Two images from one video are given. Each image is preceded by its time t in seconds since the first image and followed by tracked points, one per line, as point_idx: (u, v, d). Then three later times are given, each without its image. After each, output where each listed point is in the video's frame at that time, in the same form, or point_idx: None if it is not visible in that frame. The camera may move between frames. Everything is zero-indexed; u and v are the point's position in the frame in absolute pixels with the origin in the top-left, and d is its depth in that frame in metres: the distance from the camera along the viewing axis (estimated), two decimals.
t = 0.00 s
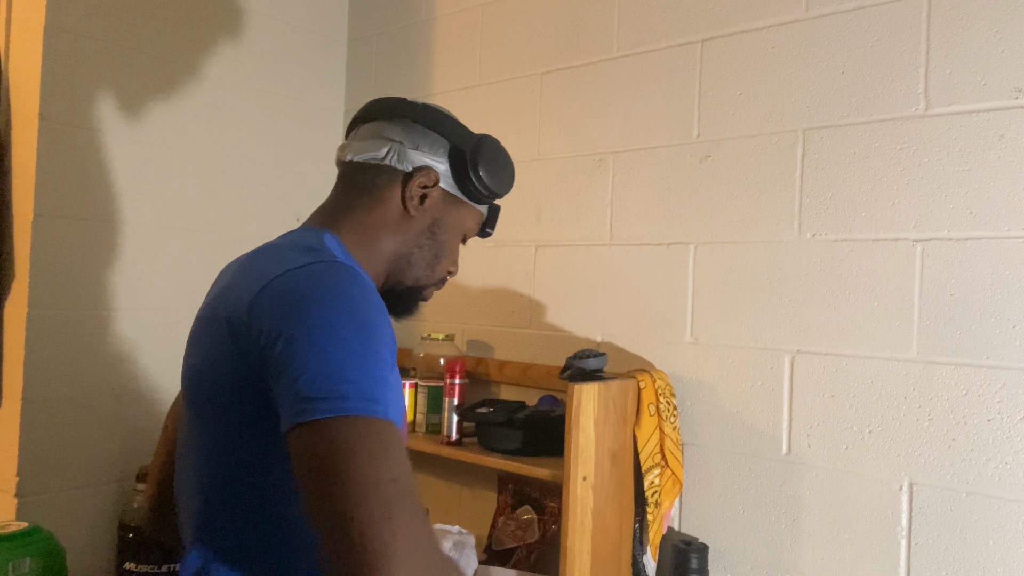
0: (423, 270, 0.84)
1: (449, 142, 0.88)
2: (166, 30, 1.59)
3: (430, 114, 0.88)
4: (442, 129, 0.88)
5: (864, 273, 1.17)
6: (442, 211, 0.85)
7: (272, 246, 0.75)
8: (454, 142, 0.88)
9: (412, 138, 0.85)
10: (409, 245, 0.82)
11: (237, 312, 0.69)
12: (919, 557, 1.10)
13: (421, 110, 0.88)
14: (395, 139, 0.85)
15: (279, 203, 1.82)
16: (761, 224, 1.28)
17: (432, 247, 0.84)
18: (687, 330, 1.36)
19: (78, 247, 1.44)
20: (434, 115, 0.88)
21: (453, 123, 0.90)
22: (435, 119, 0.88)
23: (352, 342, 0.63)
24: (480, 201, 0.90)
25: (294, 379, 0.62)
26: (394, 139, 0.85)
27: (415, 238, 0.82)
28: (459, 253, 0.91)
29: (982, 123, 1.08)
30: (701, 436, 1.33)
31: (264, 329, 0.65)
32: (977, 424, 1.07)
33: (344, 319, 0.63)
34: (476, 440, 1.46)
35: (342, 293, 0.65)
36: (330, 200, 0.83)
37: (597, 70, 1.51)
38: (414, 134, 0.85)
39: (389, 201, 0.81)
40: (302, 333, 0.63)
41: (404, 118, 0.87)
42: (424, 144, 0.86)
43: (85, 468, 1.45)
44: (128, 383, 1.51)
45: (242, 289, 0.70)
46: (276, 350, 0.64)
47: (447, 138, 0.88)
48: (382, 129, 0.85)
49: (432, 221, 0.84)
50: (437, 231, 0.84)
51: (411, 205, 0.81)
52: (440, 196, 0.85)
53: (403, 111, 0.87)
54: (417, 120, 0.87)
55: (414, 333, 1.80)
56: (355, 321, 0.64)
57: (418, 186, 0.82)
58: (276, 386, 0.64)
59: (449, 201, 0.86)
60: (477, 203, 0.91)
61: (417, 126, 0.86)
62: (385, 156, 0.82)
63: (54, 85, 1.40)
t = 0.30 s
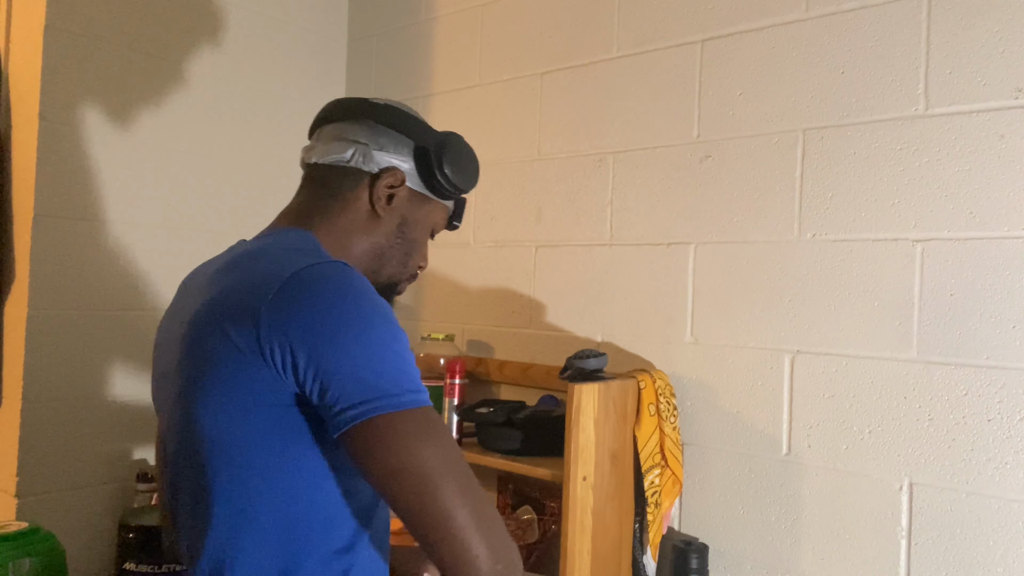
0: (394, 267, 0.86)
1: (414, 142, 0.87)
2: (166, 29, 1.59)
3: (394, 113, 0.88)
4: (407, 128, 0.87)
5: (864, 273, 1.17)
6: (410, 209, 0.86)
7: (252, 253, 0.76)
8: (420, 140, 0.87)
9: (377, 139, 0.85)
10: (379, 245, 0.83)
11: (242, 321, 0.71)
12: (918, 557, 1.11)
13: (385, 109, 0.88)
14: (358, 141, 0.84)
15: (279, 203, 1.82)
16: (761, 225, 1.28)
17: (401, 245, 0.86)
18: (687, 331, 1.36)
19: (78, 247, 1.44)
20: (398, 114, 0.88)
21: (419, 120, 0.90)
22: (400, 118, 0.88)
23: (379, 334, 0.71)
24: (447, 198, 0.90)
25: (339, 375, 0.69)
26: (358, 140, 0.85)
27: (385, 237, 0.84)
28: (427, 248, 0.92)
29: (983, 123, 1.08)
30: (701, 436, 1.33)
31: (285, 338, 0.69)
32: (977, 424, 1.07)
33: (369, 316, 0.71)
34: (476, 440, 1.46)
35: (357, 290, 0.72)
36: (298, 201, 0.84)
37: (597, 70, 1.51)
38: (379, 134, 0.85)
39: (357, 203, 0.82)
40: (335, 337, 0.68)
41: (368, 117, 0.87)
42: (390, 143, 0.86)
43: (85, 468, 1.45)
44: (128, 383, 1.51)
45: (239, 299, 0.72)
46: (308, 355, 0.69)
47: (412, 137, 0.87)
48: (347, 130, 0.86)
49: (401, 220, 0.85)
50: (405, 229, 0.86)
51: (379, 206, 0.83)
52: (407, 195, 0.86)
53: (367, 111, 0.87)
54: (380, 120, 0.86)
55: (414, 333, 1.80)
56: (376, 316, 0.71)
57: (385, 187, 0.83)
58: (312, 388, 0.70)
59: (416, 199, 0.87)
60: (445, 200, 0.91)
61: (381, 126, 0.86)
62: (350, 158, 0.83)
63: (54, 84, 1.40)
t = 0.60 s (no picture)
0: (371, 261, 0.86)
1: (383, 135, 0.86)
2: (167, 29, 1.59)
3: (361, 107, 0.87)
4: (374, 122, 0.87)
5: (864, 274, 1.17)
6: (383, 203, 0.86)
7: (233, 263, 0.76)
8: (387, 133, 0.86)
9: (344, 134, 0.85)
10: (352, 239, 0.84)
11: (229, 329, 0.72)
12: (919, 557, 1.10)
13: (352, 103, 0.87)
14: (326, 138, 0.85)
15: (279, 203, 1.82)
16: (761, 225, 1.28)
17: (376, 238, 0.86)
18: (687, 331, 1.36)
19: (78, 247, 1.44)
20: (365, 108, 0.87)
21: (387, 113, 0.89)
22: (367, 112, 0.87)
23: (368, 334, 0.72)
24: (420, 189, 0.90)
25: (336, 380, 0.70)
26: (326, 137, 0.85)
27: (358, 231, 0.84)
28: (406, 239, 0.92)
29: (983, 123, 1.08)
30: (701, 436, 1.33)
31: (274, 345, 0.70)
32: (977, 425, 1.07)
33: (358, 317, 0.72)
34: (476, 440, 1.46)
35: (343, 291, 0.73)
36: (272, 202, 0.85)
37: (597, 70, 1.51)
38: (346, 130, 0.85)
39: (327, 200, 0.83)
40: (325, 342, 0.69)
41: (336, 114, 0.87)
42: (357, 139, 0.85)
43: (85, 467, 1.45)
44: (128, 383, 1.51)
45: (224, 309, 0.73)
46: (299, 361, 0.70)
47: (381, 130, 0.86)
48: (315, 127, 0.86)
49: (373, 214, 0.85)
50: (379, 223, 0.86)
51: (349, 201, 0.83)
52: (378, 189, 0.86)
53: (334, 107, 0.87)
54: (348, 116, 0.86)
55: (414, 333, 1.80)
56: (365, 317, 0.72)
57: (354, 182, 0.83)
58: (306, 392, 0.71)
59: (388, 192, 0.87)
60: (419, 191, 0.90)
61: (348, 121, 0.86)
62: (318, 156, 0.83)
63: (54, 85, 1.40)
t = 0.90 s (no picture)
0: (365, 262, 0.86)
1: (372, 134, 0.86)
2: (167, 29, 1.59)
3: (350, 108, 0.87)
4: (362, 122, 0.86)
5: (864, 274, 1.17)
6: (376, 203, 0.87)
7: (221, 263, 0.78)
8: (376, 132, 0.86)
9: (333, 135, 0.85)
10: (345, 240, 0.84)
11: (210, 329, 0.74)
12: (918, 557, 1.10)
13: (341, 104, 0.88)
14: (317, 139, 0.85)
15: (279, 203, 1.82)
16: (761, 225, 1.28)
17: (370, 238, 0.86)
18: (687, 330, 1.36)
19: (78, 247, 1.44)
20: (354, 108, 0.87)
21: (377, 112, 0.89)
22: (355, 112, 0.87)
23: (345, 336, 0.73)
24: (413, 188, 0.89)
25: (311, 383, 0.71)
26: (316, 139, 0.85)
27: (351, 232, 0.84)
28: (403, 239, 0.92)
29: (983, 123, 1.08)
30: (701, 436, 1.33)
31: (251, 345, 0.71)
32: (977, 425, 1.07)
33: (335, 319, 0.73)
34: (476, 440, 1.46)
35: (320, 293, 0.74)
36: (267, 206, 0.86)
37: (597, 70, 1.51)
38: (335, 131, 0.86)
39: (319, 202, 0.83)
40: (300, 343, 0.71)
41: (326, 115, 0.87)
42: (346, 139, 0.85)
43: (85, 467, 1.45)
44: (128, 383, 1.51)
45: (206, 309, 0.75)
46: (275, 361, 0.71)
47: (369, 130, 0.86)
48: (306, 129, 0.87)
49: (366, 214, 0.85)
50: (372, 223, 0.86)
51: (340, 202, 0.83)
52: (371, 189, 0.86)
53: (324, 108, 0.87)
54: (337, 117, 0.87)
55: (414, 333, 1.80)
56: (341, 319, 0.74)
57: (345, 183, 0.83)
58: (281, 392, 0.73)
59: (381, 192, 0.87)
60: (411, 189, 0.90)
61: (337, 122, 0.86)
62: (307, 158, 0.84)
63: (54, 84, 1.40)
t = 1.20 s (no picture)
0: (362, 260, 0.86)
1: (361, 133, 0.84)
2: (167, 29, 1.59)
3: (339, 104, 0.85)
4: (352, 119, 0.85)
5: (864, 274, 1.17)
6: (370, 201, 0.86)
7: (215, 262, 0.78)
8: (367, 130, 0.84)
9: (323, 134, 0.84)
10: (339, 240, 0.84)
11: (204, 333, 0.74)
12: (918, 557, 1.11)
13: (330, 101, 0.86)
14: (305, 141, 0.83)
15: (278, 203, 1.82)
16: (761, 225, 1.28)
17: (365, 237, 0.86)
18: (687, 331, 1.36)
19: (78, 247, 1.44)
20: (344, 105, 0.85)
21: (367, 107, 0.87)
22: (345, 109, 0.85)
23: (335, 347, 0.73)
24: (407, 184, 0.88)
25: (301, 392, 0.71)
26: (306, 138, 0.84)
27: (346, 232, 0.84)
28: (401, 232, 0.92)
29: (983, 123, 1.08)
30: (701, 436, 1.33)
31: (242, 351, 0.71)
32: (977, 424, 1.07)
33: (326, 328, 0.73)
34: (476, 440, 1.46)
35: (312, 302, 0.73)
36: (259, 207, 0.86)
37: (596, 70, 1.51)
38: (324, 130, 0.84)
39: (312, 203, 0.83)
40: (292, 353, 0.71)
41: (314, 112, 0.85)
42: (336, 138, 0.84)
43: (85, 467, 1.45)
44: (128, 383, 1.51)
45: (200, 313, 0.74)
46: (266, 368, 0.71)
47: (360, 126, 0.84)
48: (295, 128, 0.85)
49: (361, 213, 0.85)
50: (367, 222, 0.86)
51: (334, 203, 0.83)
52: (364, 188, 0.85)
53: (313, 105, 0.85)
54: (326, 114, 0.85)
55: (414, 333, 1.80)
56: (333, 327, 0.73)
57: (338, 184, 0.83)
58: (272, 399, 0.72)
59: (375, 190, 0.86)
60: (405, 184, 0.89)
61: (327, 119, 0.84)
62: (298, 159, 0.83)
63: (54, 84, 1.40)
